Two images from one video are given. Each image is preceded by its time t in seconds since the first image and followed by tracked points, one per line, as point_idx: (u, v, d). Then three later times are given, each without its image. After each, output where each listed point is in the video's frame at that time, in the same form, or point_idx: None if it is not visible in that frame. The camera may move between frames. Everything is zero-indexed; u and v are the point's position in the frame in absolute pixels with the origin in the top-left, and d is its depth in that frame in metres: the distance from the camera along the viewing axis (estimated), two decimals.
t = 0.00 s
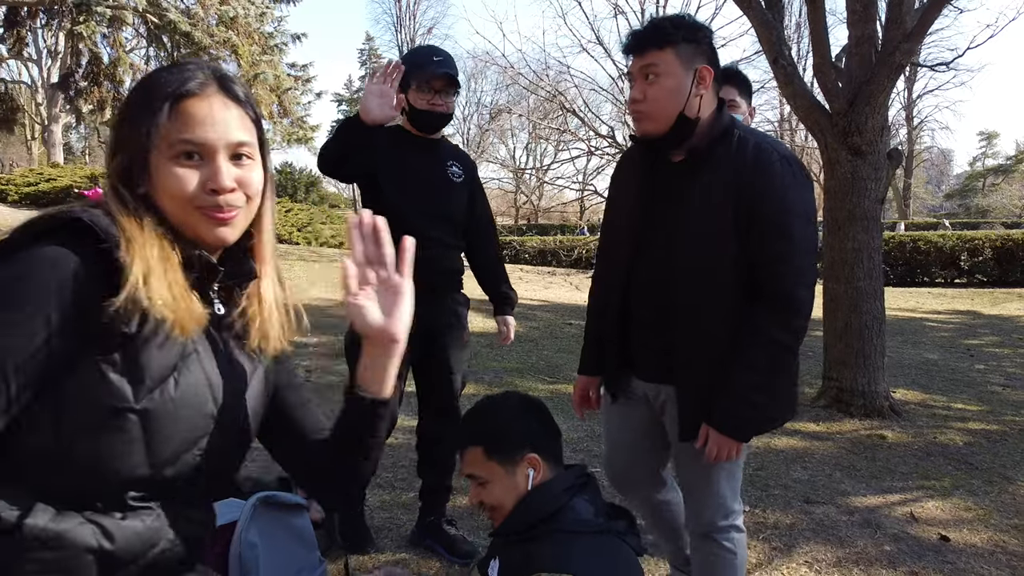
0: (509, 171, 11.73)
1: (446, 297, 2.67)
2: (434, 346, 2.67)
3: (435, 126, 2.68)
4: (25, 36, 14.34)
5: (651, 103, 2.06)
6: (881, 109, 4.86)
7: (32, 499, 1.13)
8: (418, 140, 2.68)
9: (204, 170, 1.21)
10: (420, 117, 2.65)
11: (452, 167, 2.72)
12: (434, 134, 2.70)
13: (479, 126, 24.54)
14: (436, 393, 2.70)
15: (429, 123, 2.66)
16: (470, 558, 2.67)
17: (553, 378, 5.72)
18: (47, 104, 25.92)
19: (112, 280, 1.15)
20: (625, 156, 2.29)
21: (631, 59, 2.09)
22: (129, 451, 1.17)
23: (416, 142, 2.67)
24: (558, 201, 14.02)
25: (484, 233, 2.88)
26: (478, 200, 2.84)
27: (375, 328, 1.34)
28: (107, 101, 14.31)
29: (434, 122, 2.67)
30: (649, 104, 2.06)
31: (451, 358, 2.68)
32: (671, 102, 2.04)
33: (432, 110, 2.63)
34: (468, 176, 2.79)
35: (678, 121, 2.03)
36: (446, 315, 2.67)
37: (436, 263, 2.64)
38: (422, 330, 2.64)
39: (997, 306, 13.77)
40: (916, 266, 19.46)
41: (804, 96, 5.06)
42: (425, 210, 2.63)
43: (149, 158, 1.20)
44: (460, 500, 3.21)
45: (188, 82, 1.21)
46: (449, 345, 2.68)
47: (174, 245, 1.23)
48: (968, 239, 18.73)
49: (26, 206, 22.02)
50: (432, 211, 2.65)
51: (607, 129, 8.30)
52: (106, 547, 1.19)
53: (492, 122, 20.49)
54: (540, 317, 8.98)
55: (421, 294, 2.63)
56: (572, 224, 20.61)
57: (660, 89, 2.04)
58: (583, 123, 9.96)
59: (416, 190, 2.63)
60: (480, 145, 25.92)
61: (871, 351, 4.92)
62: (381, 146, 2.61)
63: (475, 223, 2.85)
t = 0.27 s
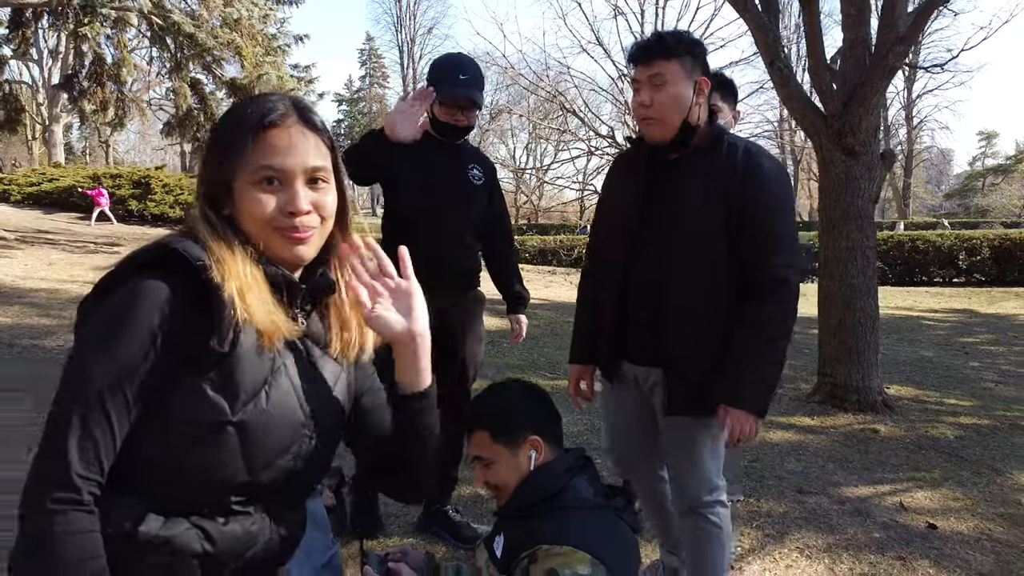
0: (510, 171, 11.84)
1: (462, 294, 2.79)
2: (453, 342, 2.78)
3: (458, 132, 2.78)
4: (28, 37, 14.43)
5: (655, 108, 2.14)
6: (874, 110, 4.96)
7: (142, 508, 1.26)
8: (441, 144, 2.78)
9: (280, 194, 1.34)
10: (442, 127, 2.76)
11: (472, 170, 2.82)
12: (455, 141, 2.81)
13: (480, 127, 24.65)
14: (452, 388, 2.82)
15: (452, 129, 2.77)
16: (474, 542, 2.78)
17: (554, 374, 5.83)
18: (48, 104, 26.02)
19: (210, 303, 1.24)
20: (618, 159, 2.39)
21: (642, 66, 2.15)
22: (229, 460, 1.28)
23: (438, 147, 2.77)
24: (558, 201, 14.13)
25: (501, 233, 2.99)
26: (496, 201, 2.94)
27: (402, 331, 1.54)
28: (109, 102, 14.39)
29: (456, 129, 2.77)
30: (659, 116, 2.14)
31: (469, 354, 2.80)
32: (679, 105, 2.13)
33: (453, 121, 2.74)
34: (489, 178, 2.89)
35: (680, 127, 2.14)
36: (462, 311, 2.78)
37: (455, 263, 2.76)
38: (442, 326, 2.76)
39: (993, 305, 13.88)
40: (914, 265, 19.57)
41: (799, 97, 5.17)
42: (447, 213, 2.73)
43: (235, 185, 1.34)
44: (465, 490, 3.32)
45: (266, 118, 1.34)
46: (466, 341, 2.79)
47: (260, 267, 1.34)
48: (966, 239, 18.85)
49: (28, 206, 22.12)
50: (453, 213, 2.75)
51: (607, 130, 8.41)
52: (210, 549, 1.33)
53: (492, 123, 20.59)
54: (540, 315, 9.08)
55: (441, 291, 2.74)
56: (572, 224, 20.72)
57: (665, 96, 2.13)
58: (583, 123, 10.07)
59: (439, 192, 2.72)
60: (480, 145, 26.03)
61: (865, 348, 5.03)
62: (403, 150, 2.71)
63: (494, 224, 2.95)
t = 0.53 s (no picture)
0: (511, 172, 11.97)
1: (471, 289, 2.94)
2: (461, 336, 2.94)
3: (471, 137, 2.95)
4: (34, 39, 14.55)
5: (645, 118, 2.29)
6: (865, 112, 5.11)
7: (186, 460, 1.41)
8: (453, 148, 2.94)
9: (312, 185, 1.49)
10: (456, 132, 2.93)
11: (483, 173, 2.98)
12: (469, 146, 2.97)
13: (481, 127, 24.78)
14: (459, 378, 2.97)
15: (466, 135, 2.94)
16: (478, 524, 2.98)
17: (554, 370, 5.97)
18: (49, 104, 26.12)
19: (248, 288, 1.37)
20: (605, 168, 2.54)
21: (638, 82, 2.29)
22: (263, 419, 1.45)
23: (450, 152, 2.93)
24: (558, 202, 14.27)
25: (509, 234, 3.14)
26: (505, 205, 3.10)
27: (407, 335, 1.75)
28: (113, 103, 14.52)
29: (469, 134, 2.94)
30: (651, 123, 2.29)
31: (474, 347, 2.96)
32: (669, 117, 2.30)
33: (468, 127, 2.91)
34: (498, 182, 3.05)
35: (666, 136, 2.31)
36: (470, 306, 2.94)
37: (466, 261, 2.91)
38: (451, 322, 2.91)
39: (989, 304, 14.03)
40: (912, 265, 19.72)
41: (793, 100, 5.31)
42: (458, 213, 2.89)
43: (267, 173, 1.47)
44: (469, 477, 3.48)
45: (295, 118, 1.47)
46: (472, 334, 2.96)
47: (288, 247, 1.48)
48: (963, 238, 18.99)
49: (31, 207, 22.24)
50: (465, 215, 2.91)
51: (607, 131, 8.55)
52: (247, 492, 1.49)
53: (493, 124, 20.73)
54: (540, 313, 9.22)
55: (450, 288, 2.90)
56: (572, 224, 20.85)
57: (653, 107, 2.28)
58: (583, 124, 10.22)
59: (450, 194, 2.89)
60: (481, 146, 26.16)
61: (856, 343, 5.18)
62: (417, 156, 2.88)
63: (503, 225, 3.11)
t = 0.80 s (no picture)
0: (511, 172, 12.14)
1: (472, 283, 3.12)
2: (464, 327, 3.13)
3: (471, 139, 3.11)
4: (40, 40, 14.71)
5: (634, 125, 2.47)
6: (853, 115, 5.30)
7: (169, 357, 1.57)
8: (455, 151, 3.11)
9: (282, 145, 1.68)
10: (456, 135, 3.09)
11: (484, 173, 3.15)
12: (470, 148, 3.13)
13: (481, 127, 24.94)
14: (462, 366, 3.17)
15: (465, 138, 3.10)
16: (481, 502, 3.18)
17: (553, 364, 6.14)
18: (51, 105, 26.24)
19: (222, 218, 1.56)
20: (597, 172, 2.70)
21: (628, 92, 2.46)
22: (228, 322, 1.64)
23: (452, 154, 3.10)
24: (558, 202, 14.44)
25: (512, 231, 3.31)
26: (507, 202, 3.27)
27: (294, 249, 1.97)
28: (118, 104, 14.69)
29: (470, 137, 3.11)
30: (633, 129, 2.47)
31: (477, 338, 3.16)
32: (657, 123, 2.48)
33: (467, 129, 3.07)
34: (499, 181, 3.22)
35: (652, 143, 2.49)
36: (472, 299, 3.12)
37: (469, 256, 3.09)
38: (454, 314, 3.10)
39: (984, 302, 14.22)
40: (909, 264, 19.91)
41: (784, 103, 5.49)
42: (461, 211, 3.07)
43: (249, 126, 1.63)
44: (473, 462, 3.66)
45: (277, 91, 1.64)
46: (475, 325, 3.15)
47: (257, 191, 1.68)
48: (960, 238, 19.17)
49: (35, 206, 22.42)
50: (468, 213, 3.09)
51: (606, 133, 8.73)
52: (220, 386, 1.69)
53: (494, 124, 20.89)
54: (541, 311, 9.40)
55: (454, 282, 3.08)
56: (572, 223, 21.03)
57: (642, 116, 2.46)
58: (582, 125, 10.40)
59: (453, 193, 3.06)
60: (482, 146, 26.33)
61: (846, 338, 5.36)
62: (419, 157, 3.05)
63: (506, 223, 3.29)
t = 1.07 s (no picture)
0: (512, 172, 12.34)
1: (470, 281, 3.31)
2: (465, 322, 3.34)
3: (464, 141, 3.30)
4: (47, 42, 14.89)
5: (622, 135, 2.67)
6: (841, 118, 5.50)
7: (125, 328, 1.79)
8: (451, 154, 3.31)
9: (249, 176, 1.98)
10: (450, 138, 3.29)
11: (480, 173, 3.33)
12: (465, 150, 3.33)
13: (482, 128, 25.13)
14: (461, 357, 3.37)
15: (459, 140, 3.29)
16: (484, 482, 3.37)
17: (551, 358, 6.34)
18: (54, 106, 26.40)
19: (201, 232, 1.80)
20: (591, 176, 2.88)
21: (619, 102, 2.64)
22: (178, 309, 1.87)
23: (448, 158, 3.30)
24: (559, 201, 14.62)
25: (514, 228, 3.43)
26: (506, 201, 3.42)
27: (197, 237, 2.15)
28: (124, 106, 14.86)
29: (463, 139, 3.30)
30: (620, 138, 2.67)
31: (477, 332, 3.36)
32: (646, 130, 2.67)
33: (458, 131, 3.26)
34: (496, 180, 3.37)
35: (640, 150, 2.69)
36: (471, 295, 3.32)
37: (467, 255, 3.29)
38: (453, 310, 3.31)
39: (977, 301, 14.43)
40: (905, 263, 20.12)
41: (775, 106, 5.69)
42: (459, 213, 3.26)
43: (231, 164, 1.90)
44: (476, 447, 3.86)
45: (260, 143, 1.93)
46: (474, 320, 3.35)
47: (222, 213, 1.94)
48: (956, 237, 19.39)
49: (40, 206, 22.61)
50: (466, 213, 3.27)
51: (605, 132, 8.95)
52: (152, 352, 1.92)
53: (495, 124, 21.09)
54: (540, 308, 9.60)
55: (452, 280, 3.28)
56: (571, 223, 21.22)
57: (630, 125, 2.65)
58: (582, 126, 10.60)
59: (450, 195, 3.25)
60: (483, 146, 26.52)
61: (834, 333, 5.57)
62: (416, 163, 3.27)
63: (505, 219, 3.40)
